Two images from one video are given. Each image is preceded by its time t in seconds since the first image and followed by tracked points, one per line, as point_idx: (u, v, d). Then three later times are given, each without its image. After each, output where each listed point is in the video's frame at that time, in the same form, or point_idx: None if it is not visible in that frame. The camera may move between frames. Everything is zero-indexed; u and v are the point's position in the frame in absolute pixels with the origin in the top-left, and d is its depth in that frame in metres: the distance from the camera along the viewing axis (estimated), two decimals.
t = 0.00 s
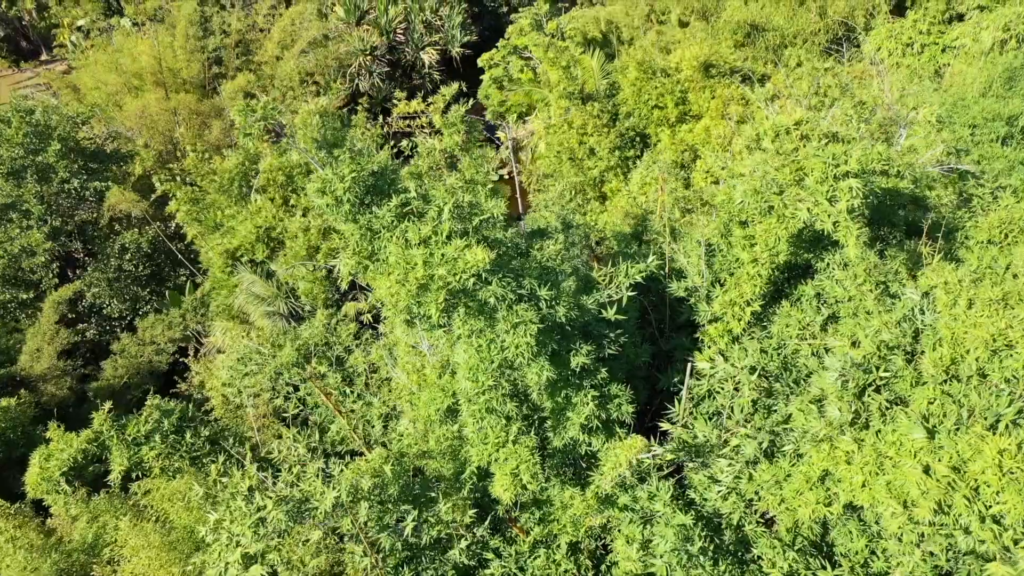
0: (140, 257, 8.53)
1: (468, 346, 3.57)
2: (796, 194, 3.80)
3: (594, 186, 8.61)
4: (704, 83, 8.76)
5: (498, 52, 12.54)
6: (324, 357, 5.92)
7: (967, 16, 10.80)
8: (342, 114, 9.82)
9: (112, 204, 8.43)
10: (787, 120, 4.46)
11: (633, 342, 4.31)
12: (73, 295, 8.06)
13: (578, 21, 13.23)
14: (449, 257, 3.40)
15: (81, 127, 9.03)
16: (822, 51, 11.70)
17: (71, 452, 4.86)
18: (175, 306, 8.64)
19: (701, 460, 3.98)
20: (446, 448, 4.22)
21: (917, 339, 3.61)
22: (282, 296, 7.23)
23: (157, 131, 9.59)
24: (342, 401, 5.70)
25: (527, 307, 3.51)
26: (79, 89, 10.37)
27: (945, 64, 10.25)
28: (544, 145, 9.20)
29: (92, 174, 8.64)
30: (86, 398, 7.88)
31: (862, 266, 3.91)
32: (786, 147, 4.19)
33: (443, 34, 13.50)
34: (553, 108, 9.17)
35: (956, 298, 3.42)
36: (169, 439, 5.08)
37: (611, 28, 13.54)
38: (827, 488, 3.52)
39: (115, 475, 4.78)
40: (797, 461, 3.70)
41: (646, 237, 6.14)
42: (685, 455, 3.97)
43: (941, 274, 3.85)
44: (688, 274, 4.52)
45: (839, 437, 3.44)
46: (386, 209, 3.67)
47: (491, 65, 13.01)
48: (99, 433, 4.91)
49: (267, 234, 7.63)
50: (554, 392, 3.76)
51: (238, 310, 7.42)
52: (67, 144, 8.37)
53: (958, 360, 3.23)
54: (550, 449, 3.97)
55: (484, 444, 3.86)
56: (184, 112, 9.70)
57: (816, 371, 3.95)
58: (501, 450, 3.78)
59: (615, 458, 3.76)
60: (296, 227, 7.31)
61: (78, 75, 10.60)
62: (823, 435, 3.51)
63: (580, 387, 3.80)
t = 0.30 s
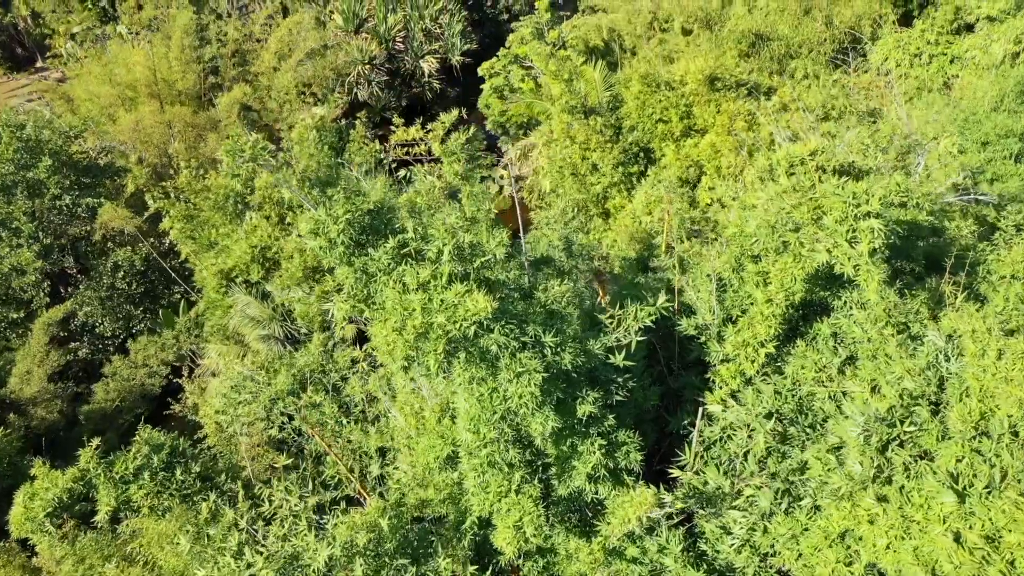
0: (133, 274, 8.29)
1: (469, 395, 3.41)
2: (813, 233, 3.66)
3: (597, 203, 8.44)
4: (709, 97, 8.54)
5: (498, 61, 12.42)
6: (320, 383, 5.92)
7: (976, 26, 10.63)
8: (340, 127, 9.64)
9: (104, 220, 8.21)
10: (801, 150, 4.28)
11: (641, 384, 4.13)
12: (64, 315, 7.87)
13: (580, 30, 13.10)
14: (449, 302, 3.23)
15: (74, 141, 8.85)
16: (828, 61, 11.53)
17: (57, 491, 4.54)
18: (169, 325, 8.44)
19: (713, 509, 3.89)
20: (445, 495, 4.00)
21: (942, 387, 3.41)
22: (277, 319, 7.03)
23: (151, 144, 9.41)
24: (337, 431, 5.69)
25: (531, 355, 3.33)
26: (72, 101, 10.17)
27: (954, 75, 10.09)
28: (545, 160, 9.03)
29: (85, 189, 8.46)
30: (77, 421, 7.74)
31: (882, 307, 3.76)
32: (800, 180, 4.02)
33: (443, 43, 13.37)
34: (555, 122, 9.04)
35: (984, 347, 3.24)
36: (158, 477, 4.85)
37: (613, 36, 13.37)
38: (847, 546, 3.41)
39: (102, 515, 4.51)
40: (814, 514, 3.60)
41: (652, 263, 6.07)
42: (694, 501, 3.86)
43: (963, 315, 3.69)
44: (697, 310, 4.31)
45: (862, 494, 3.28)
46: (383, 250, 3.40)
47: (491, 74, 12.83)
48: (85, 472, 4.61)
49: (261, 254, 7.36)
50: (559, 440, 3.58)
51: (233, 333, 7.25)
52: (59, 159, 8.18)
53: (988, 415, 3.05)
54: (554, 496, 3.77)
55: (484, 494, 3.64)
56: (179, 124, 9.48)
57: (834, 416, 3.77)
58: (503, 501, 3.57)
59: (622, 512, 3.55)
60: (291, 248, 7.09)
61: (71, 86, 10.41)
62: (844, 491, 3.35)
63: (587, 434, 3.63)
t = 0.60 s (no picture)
0: (126, 294, 8.14)
1: (470, 451, 3.22)
2: (831, 276, 3.46)
3: (601, 221, 8.28)
4: (714, 112, 8.42)
5: (499, 71, 12.30)
6: (316, 414, 5.76)
7: (985, 36, 10.47)
8: (338, 140, 9.48)
9: (96, 238, 8.02)
10: (818, 183, 4.08)
11: (651, 430, 4.01)
12: (55, 336, 7.68)
13: (581, 39, 12.95)
14: (448, 354, 3.06)
15: (66, 156, 8.67)
16: (834, 72, 11.36)
17: (42, 534, 4.42)
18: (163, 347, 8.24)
19: (726, 561, 3.69)
20: (444, 547, 3.85)
21: (971, 441, 3.26)
22: (272, 342, 6.85)
23: (146, 158, 9.24)
24: (335, 464, 5.58)
25: (536, 410, 3.16)
26: (65, 112, 9.98)
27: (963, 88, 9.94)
28: (547, 175, 8.87)
29: (77, 206, 8.28)
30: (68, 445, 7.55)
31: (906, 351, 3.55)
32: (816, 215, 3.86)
33: (443, 51, 13.23)
34: (556, 137, 8.91)
35: (1017, 402, 3.08)
36: (147, 517, 4.66)
37: (616, 45, 13.21)
38: None
39: (87, 560, 4.33)
40: (836, 572, 3.42)
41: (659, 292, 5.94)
42: (707, 551, 3.69)
43: (989, 360, 3.51)
44: (708, 350, 4.14)
45: (887, 557, 3.14)
46: (379, 297, 3.23)
47: (492, 83, 12.68)
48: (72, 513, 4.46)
49: (257, 275, 7.25)
50: (564, 494, 3.40)
51: (228, 355, 7.08)
52: (50, 175, 7.99)
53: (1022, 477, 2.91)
54: (559, 550, 3.59)
55: (485, 549, 3.45)
56: (174, 138, 9.28)
57: (855, 466, 3.60)
58: (505, 557, 3.37)
59: (632, 570, 3.35)
60: (287, 270, 6.91)
61: (63, 97, 10.21)
62: (866, 553, 3.22)
63: (595, 487, 3.46)
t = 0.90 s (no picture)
0: (119, 313, 7.95)
1: (471, 514, 3.07)
2: (851, 324, 3.31)
3: (604, 239, 8.13)
4: (720, 127, 8.29)
5: (500, 80, 12.12)
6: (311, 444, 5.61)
7: (994, 47, 10.29)
8: (336, 154, 9.30)
9: (88, 256, 7.78)
10: (834, 219, 3.90)
11: (662, 484, 3.89)
12: (46, 357, 7.50)
13: (583, 48, 12.77)
14: (447, 414, 2.94)
15: (58, 171, 8.48)
16: (841, 82, 11.19)
17: None
18: (155, 370, 8.01)
19: None
20: None
21: (1001, 503, 3.16)
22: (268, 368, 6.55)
23: (140, 172, 9.07)
24: (331, 497, 5.41)
25: (540, 471, 3.00)
26: (58, 125, 9.80)
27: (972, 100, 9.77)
28: (549, 191, 8.71)
29: (69, 223, 8.08)
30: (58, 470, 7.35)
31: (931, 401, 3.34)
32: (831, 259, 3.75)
33: (443, 60, 13.12)
34: (558, 152, 8.74)
35: None
36: (135, 560, 4.43)
37: (618, 54, 13.04)
38: None
39: None
40: None
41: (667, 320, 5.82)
42: None
43: (1020, 412, 3.31)
44: (720, 393, 3.98)
45: None
46: (375, 349, 3.19)
47: (493, 93, 12.51)
48: (56, 558, 4.23)
49: (251, 298, 7.05)
50: (573, 555, 3.25)
51: (222, 379, 6.87)
52: (41, 192, 7.80)
53: None
54: None
55: None
56: (169, 151, 9.09)
57: (875, 522, 3.46)
58: None
59: None
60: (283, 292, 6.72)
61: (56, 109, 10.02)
62: None
63: (603, 547, 3.32)
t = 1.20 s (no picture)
0: (112, 332, 7.79)
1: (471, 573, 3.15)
2: (872, 372, 3.36)
3: (608, 256, 8.00)
4: (725, 141, 8.16)
5: (500, 89, 11.97)
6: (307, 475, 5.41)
7: (1003, 56, 10.12)
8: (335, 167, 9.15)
9: (80, 274, 7.60)
10: (850, 253, 3.76)
11: (673, 534, 4.16)
12: (38, 377, 7.33)
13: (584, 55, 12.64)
14: (448, 474, 2.96)
15: (51, 185, 8.30)
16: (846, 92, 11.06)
17: None
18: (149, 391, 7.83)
19: None
20: None
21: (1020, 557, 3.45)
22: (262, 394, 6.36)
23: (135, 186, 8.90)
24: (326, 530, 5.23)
25: (546, 532, 3.07)
26: (51, 136, 9.61)
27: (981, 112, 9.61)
28: (550, 206, 8.55)
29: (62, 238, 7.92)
30: (48, 494, 7.18)
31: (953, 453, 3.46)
32: (848, 295, 3.63)
33: (443, 68, 12.91)
34: (560, 167, 8.56)
35: None
36: None
37: (620, 62, 13.01)
38: None
39: None
40: None
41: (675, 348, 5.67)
42: None
43: None
44: (733, 436, 4.10)
45: None
46: (371, 404, 3.24)
47: (493, 101, 12.37)
48: None
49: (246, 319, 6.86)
50: None
51: (218, 400, 6.72)
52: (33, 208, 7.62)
53: None
54: None
55: None
56: (164, 164, 8.92)
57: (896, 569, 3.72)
58: None
59: None
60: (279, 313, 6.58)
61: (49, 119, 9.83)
62: None
63: None
